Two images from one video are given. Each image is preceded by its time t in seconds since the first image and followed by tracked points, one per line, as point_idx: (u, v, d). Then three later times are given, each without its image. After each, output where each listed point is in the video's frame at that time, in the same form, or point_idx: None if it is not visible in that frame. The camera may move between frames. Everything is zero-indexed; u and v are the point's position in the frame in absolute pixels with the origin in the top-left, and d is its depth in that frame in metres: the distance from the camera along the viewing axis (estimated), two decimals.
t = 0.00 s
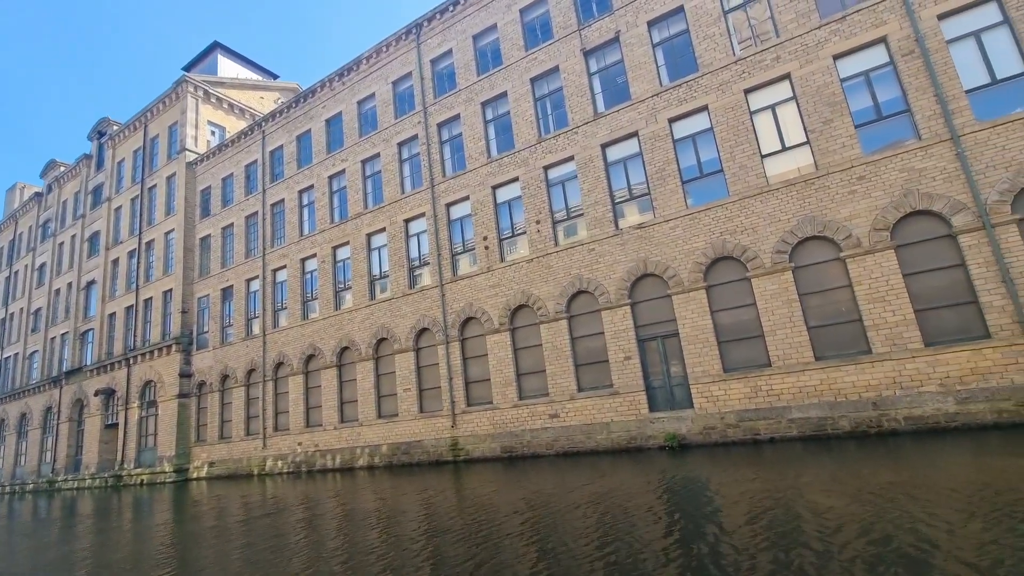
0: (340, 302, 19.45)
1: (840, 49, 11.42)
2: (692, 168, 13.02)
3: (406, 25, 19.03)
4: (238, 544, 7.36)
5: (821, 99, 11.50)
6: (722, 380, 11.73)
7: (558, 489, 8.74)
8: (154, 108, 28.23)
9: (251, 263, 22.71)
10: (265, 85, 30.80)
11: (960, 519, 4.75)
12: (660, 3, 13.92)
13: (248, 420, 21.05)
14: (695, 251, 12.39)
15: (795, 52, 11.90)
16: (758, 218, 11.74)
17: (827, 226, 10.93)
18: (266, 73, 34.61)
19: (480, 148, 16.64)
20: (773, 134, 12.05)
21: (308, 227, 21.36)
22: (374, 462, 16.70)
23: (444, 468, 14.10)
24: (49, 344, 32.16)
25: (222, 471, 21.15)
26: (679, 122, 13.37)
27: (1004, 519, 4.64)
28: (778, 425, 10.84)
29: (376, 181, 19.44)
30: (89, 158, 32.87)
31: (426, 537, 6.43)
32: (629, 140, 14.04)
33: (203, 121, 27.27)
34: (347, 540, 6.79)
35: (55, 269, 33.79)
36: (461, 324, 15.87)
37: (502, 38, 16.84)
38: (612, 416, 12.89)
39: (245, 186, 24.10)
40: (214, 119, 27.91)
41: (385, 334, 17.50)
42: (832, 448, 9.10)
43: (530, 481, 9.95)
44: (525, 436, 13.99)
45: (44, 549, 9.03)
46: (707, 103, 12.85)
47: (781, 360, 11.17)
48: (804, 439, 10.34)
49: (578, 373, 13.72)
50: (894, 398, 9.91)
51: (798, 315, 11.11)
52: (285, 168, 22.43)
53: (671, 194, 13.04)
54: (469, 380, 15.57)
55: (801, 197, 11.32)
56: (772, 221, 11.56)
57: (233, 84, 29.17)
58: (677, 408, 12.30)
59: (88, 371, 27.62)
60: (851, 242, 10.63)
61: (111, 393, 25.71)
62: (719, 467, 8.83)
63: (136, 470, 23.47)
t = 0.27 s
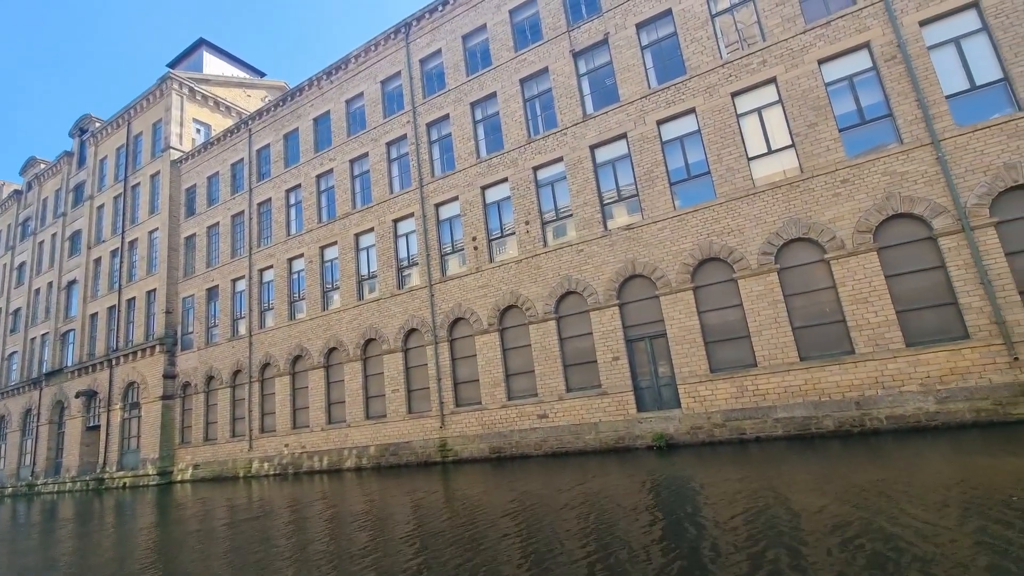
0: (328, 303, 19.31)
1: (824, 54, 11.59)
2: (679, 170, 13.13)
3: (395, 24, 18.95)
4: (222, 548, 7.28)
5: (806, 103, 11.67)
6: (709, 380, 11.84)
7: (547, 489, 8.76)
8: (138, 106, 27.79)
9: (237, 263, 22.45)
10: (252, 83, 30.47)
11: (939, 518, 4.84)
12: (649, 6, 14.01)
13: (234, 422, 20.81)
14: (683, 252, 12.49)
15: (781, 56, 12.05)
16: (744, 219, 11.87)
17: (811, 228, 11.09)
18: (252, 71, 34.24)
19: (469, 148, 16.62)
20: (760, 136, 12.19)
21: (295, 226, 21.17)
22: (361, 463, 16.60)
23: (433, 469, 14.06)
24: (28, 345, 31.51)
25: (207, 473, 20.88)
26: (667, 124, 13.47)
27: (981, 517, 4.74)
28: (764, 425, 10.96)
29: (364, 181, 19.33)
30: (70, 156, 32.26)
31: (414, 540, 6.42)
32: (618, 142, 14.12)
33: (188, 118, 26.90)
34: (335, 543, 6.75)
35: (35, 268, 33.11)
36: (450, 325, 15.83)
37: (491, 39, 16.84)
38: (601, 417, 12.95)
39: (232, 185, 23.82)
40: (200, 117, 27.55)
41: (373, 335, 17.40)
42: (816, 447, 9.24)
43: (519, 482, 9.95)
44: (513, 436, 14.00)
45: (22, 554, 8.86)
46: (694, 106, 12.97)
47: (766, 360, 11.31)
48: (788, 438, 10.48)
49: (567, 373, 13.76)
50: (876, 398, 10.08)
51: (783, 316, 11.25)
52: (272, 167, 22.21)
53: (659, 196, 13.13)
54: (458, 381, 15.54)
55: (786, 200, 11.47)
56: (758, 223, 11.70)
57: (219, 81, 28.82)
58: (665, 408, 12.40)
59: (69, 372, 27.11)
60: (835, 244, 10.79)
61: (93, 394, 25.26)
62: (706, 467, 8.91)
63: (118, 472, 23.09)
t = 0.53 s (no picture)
0: (317, 304, 19.16)
1: (811, 58, 11.74)
2: (669, 172, 13.22)
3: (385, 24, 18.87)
4: (209, 552, 7.19)
5: (793, 107, 11.81)
6: (697, 380, 11.92)
7: (537, 491, 8.77)
8: (122, 103, 27.38)
9: (225, 263, 22.21)
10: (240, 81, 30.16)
11: (926, 517, 4.91)
12: (638, 9, 14.10)
13: (221, 424, 20.57)
14: (672, 254, 12.58)
15: (768, 59, 12.19)
16: (733, 221, 11.98)
17: (798, 230, 11.22)
18: (240, 69, 33.91)
19: (459, 149, 16.59)
20: (747, 139, 12.32)
21: (284, 226, 20.98)
22: (350, 465, 16.49)
23: (423, 470, 14.00)
24: (9, 346, 30.88)
25: (193, 476, 20.61)
26: (656, 126, 13.56)
27: (965, 516, 4.82)
28: (751, 425, 11.07)
29: (354, 181, 19.22)
30: (53, 154, 31.69)
31: (404, 543, 6.39)
32: (608, 143, 14.18)
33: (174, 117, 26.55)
34: (324, 546, 6.70)
35: (15, 268, 32.47)
36: (440, 326, 15.79)
37: (481, 39, 16.83)
38: (591, 417, 12.99)
39: (219, 184, 23.56)
40: (186, 116, 27.21)
41: (362, 336, 17.30)
42: (803, 447, 9.34)
43: (510, 483, 9.94)
44: (503, 437, 13.99)
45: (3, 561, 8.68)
46: (683, 108, 13.07)
47: (754, 361, 11.42)
48: (776, 438, 10.59)
49: (557, 374, 13.78)
50: (861, 398, 10.22)
51: (770, 316, 11.37)
52: (261, 167, 22.00)
53: (649, 197, 13.20)
54: (448, 382, 15.50)
55: (774, 202, 11.60)
56: (746, 225, 11.81)
57: (206, 80, 28.49)
58: (654, 408, 12.47)
59: (51, 374, 26.62)
60: (821, 246, 10.93)
61: (76, 397, 24.82)
62: (695, 467, 8.97)
63: (102, 476, 22.71)
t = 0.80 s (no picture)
0: (306, 305, 19.01)
1: (798, 62, 11.88)
2: (658, 174, 13.30)
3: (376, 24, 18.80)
4: (196, 558, 7.10)
5: (781, 110, 11.94)
6: (687, 381, 12.00)
7: (528, 493, 8.77)
8: (107, 102, 26.99)
9: (212, 264, 21.97)
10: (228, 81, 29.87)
11: (912, 517, 4.97)
12: (628, 12, 14.18)
13: (208, 427, 20.33)
14: (662, 255, 12.65)
15: (756, 63, 12.32)
16: (721, 223, 12.08)
17: (785, 232, 11.34)
18: (228, 68, 33.59)
19: (450, 150, 16.56)
20: (736, 142, 12.43)
21: (272, 227, 20.80)
22: (340, 468, 16.38)
23: (413, 473, 13.93)
24: None
25: (179, 480, 20.34)
26: (646, 129, 13.65)
27: (950, 516, 4.89)
28: (740, 425, 11.16)
29: (344, 182, 19.12)
30: (36, 153, 31.16)
31: (394, 546, 6.37)
32: (598, 146, 14.24)
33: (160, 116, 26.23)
34: (313, 551, 6.64)
35: None
36: (431, 327, 15.75)
37: (472, 41, 16.82)
38: (581, 418, 13.01)
39: (206, 185, 23.30)
40: (173, 115, 26.90)
41: (352, 337, 17.20)
42: (790, 447, 9.43)
43: (500, 486, 9.92)
44: (494, 439, 13.97)
45: None
46: (672, 111, 13.16)
47: (742, 361, 11.51)
48: (764, 438, 10.68)
49: (547, 375, 13.80)
50: (848, 398, 10.34)
51: (758, 318, 11.48)
52: (249, 167, 21.80)
53: (639, 199, 13.27)
54: (439, 384, 15.46)
55: (762, 204, 11.72)
56: (735, 227, 11.92)
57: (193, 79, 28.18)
58: (644, 409, 12.52)
59: (33, 377, 26.14)
60: (809, 248, 11.05)
61: (59, 400, 24.40)
62: (684, 468, 9.03)
63: (86, 481, 22.33)
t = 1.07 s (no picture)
0: (293, 308, 18.84)
1: (783, 68, 12.05)
2: (646, 177, 13.40)
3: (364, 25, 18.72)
4: (181, 565, 6.99)
5: (766, 115, 12.10)
6: (675, 383, 12.08)
7: (518, 496, 8.76)
8: (90, 102, 26.55)
9: (197, 266, 21.69)
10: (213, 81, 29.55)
11: (897, 517, 5.04)
12: (616, 16, 14.28)
13: (193, 431, 20.04)
14: (650, 258, 12.73)
15: (742, 68, 12.47)
16: (709, 226, 12.19)
17: (771, 235, 11.48)
18: (214, 69, 33.23)
19: (439, 152, 16.54)
20: (723, 146, 12.56)
21: (259, 229, 20.60)
22: (328, 472, 16.23)
23: (402, 476, 13.85)
24: None
25: (163, 486, 20.02)
26: (634, 132, 13.74)
27: (934, 515, 4.97)
28: (728, 426, 11.25)
29: (332, 184, 18.99)
30: (15, 153, 30.56)
31: (383, 552, 6.32)
32: (586, 148, 14.31)
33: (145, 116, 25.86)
34: (301, 557, 6.57)
35: None
36: (420, 330, 15.69)
37: (461, 43, 16.82)
38: (571, 420, 13.03)
39: (191, 186, 23.01)
40: (158, 115, 26.53)
41: (340, 340, 17.06)
42: (777, 447, 9.53)
43: (490, 489, 9.88)
44: (483, 441, 13.94)
45: None
46: (660, 115, 13.27)
47: (730, 363, 11.61)
48: (751, 439, 10.78)
49: (536, 377, 13.81)
50: (833, 398, 10.48)
51: (745, 320, 11.59)
52: (235, 168, 21.58)
53: (627, 202, 13.35)
54: (428, 386, 15.39)
55: (748, 207, 11.85)
56: (722, 230, 12.03)
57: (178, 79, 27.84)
58: (633, 411, 12.58)
59: (12, 382, 25.59)
60: (794, 250, 11.20)
61: (39, 405, 23.90)
62: (673, 469, 9.08)
63: (67, 487, 21.88)
